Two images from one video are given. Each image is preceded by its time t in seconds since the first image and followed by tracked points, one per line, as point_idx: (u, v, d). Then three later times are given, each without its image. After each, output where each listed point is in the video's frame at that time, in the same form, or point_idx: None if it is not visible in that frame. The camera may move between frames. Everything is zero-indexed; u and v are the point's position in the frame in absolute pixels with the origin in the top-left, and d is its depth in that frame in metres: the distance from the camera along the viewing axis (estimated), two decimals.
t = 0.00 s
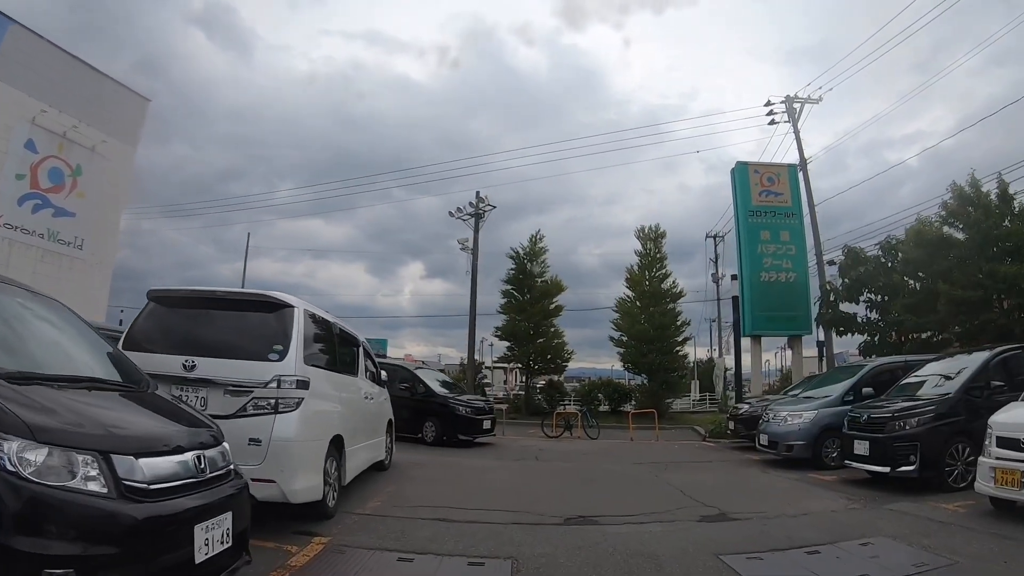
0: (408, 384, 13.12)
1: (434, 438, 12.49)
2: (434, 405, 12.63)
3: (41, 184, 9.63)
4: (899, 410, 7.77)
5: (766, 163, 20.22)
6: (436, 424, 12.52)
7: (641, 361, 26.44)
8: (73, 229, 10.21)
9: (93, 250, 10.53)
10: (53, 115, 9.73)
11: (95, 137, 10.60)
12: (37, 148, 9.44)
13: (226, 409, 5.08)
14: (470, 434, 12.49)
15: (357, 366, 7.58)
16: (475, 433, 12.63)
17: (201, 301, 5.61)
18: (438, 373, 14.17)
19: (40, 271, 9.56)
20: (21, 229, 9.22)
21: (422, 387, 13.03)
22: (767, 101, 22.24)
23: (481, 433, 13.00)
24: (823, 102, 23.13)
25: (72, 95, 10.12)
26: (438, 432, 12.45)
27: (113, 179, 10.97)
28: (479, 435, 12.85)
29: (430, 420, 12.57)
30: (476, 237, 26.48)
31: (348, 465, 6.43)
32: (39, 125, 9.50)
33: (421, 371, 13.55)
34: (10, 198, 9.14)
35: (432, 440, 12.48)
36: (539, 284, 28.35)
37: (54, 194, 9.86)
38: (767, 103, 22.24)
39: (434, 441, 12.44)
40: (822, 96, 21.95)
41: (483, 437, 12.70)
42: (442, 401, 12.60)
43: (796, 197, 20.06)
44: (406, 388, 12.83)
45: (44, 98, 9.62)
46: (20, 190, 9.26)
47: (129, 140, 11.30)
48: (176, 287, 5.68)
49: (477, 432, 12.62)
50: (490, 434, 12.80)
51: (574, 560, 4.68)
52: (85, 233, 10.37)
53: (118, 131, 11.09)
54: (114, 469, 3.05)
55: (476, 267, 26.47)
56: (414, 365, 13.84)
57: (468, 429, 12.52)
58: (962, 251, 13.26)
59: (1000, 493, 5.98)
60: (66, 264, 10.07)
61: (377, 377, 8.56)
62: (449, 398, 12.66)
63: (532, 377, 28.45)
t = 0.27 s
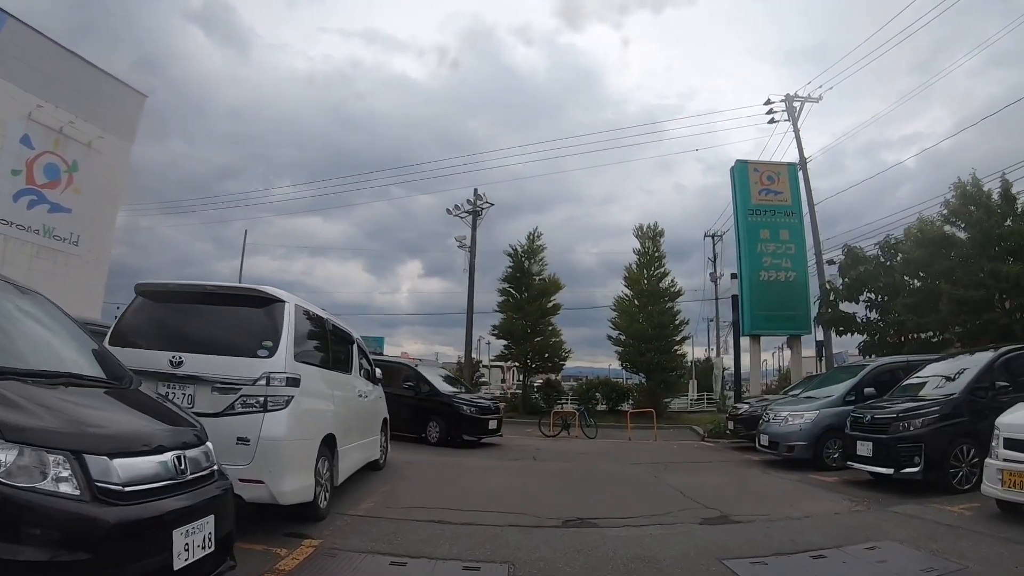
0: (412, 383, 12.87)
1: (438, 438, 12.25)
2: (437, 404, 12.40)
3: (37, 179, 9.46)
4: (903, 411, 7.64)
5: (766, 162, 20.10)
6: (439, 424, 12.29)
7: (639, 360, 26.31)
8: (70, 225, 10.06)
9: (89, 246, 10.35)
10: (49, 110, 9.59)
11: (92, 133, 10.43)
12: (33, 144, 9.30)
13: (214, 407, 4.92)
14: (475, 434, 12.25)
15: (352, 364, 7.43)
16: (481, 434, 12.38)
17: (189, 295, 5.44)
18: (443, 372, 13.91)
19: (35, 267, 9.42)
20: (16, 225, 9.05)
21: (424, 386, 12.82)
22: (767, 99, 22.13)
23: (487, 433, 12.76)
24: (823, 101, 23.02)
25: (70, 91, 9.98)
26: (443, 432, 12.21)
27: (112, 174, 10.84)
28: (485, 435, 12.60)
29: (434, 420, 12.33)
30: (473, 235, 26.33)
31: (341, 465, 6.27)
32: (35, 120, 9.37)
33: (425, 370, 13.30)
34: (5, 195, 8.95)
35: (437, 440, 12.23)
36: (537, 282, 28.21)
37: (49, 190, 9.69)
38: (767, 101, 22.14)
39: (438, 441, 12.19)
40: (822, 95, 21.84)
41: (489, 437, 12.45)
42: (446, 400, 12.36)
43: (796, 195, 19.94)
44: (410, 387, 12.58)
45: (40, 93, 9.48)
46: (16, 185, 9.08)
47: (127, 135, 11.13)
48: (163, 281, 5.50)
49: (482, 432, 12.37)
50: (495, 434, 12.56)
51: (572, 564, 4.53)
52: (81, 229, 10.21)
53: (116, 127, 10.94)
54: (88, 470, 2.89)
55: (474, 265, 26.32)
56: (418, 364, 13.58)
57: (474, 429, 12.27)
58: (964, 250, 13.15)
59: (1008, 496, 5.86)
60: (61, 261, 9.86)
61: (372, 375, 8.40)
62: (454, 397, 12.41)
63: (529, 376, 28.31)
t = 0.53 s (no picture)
0: (417, 382, 12.63)
1: (443, 439, 12.01)
2: (441, 404, 12.17)
3: (36, 173, 9.27)
4: (905, 412, 7.54)
5: (766, 161, 20.03)
6: (444, 424, 12.07)
7: (637, 360, 26.23)
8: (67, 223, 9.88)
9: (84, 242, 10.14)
10: (46, 106, 9.40)
11: (88, 129, 10.23)
12: (31, 139, 9.11)
13: (202, 405, 4.80)
14: (480, 434, 12.01)
15: (347, 361, 7.30)
16: (486, 434, 12.14)
17: (178, 290, 5.31)
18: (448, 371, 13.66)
19: (32, 264, 9.12)
20: (13, 221, 8.78)
21: (429, 385, 12.60)
22: (767, 99, 22.06)
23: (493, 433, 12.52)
24: (823, 100, 22.93)
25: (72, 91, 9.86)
26: (447, 432, 11.97)
27: (109, 172, 10.65)
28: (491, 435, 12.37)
29: (438, 420, 12.11)
30: (471, 233, 26.26)
31: (334, 464, 6.15)
32: (32, 116, 9.12)
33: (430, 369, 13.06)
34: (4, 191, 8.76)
35: (442, 440, 11.99)
36: (534, 281, 28.11)
37: (49, 184, 9.51)
38: (767, 101, 22.07)
39: (443, 441, 11.95)
40: (822, 95, 21.78)
41: (495, 437, 12.21)
42: (451, 400, 12.12)
43: (795, 195, 19.85)
44: (414, 386, 12.35)
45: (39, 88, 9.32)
46: (13, 177, 8.87)
47: (125, 134, 10.99)
48: (152, 275, 5.36)
49: (488, 432, 12.13)
50: (501, 434, 12.33)
51: (570, 568, 4.42)
52: (78, 225, 10.05)
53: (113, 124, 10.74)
54: (65, 470, 2.77)
55: (471, 263, 26.21)
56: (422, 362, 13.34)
57: (480, 429, 12.04)
58: (965, 250, 13.08)
59: (1013, 499, 5.76)
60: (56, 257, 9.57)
61: (367, 373, 8.27)
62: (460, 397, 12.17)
63: (526, 375, 28.19)
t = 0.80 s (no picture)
0: (423, 382, 12.33)
1: (449, 440, 11.68)
2: (446, 404, 11.88)
3: (33, 170, 8.57)
4: (907, 413, 7.47)
5: (766, 161, 19.95)
6: (450, 424, 11.74)
7: (636, 359, 26.15)
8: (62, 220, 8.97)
9: (83, 241, 9.25)
10: (42, 102, 8.78)
11: (86, 125, 9.39)
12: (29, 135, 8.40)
13: (193, 403, 4.70)
14: (487, 436, 11.69)
15: (343, 360, 7.19)
16: (493, 435, 11.80)
17: (169, 286, 5.20)
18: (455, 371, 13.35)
19: (30, 264, 8.32)
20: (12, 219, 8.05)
21: (435, 385, 12.27)
22: (767, 98, 21.99)
23: (500, 435, 12.19)
24: (823, 100, 22.86)
25: (70, 86, 9.12)
26: (453, 433, 11.64)
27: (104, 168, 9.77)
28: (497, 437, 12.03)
29: (444, 421, 11.78)
30: (469, 232, 26.16)
31: (329, 465, 6.05)
32: (29, 112, 8.15)
33: (436, 369, 12.75)
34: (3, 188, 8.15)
35: (449, 441, 11.64)
36: (533, 280, 28.00)
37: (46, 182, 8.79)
38: (767, 101, 22.00)
39: (449, 443, 11.61)
40: (822, 95, 21.74)
41: (502, 439, 11.88)
42: (457, 400, 11.82)
43: (795, 194, 19.78)
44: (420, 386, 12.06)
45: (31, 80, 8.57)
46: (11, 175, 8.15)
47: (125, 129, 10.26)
48: (143, 271, 5.26)
49: (495, 434, 11.80)
50: (508, 436, 12.01)
51: (568, 572, 4.33)
52: (76, 223, 9.13)
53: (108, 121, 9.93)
54: (44, 471, 2.67)
55: (469, 262, 26.10)
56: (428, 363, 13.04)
57: (487, 430, 11.71)
58: (965, 251, 13.02)
59: (1017, 501, 5.69)
60: (51, 258, 8.81)
61: (363, 372, 8.16)
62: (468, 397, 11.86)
63: (525, 374, 28.08)
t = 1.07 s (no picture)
0: (432, 382, 12.10)
1: (458, 441, 11.44)
2: (455, 405, 11.64)
3: (31, 169, 9.09)
4: (908, 413, 7.41)
5: (765, 160, 19.91)
6: (458, 425, 11.50)
7: (634, 359, 26.11)
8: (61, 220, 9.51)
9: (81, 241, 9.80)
10: (41, 100, 9.25)
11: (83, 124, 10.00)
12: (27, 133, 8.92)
13: (186, 403, 4.62)
14: (497, 437, 11.42)
15: (339, 359, 7.11)
16: (503, 437, 11.54)
17: (162, 284, 5.13)
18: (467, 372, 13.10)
19: (27, 260, 8.85)
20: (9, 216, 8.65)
21: (444, 385, 12.02)
22: (767, 98, 21.96)
23: (511, 436, 11.92)
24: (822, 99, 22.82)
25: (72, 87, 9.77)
26: (462, 435, 11.39)
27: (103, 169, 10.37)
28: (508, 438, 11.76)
29: (453, 421, 11.54)
30: (468, 231, 26.13)
31: (324, 465, 5.98)
32: (27, 109, 8.88)
33: (446, 369, 12.51)
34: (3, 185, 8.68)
35: (459, 442, 11.40)
36: (531, 279, 27.95)
37: (44, 180, 9.32)
38: (767, 101, 21.97)
39: (458, 444, 11.36)
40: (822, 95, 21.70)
41: (513, 440, 11.61)
42: (466, 400, 11.58)
43: (794, 194, 19.74)
44: (429, 387, 11.83)
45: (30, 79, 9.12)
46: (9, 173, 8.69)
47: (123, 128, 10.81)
48: (136, 268, 5.18)
49: (505, 435, 11.53)
50: (519, 437, 11.74)
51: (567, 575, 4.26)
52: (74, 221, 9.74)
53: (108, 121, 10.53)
54: (28, 472, 2.60)
55: (467, 261, 26.05)
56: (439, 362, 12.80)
57: (497, 432, 11.45)
58: (966, 251, 12.98)
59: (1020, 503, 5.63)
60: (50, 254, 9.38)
61: (360, 371, 8.09)
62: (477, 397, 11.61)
63: (523, 374, 28.02)
